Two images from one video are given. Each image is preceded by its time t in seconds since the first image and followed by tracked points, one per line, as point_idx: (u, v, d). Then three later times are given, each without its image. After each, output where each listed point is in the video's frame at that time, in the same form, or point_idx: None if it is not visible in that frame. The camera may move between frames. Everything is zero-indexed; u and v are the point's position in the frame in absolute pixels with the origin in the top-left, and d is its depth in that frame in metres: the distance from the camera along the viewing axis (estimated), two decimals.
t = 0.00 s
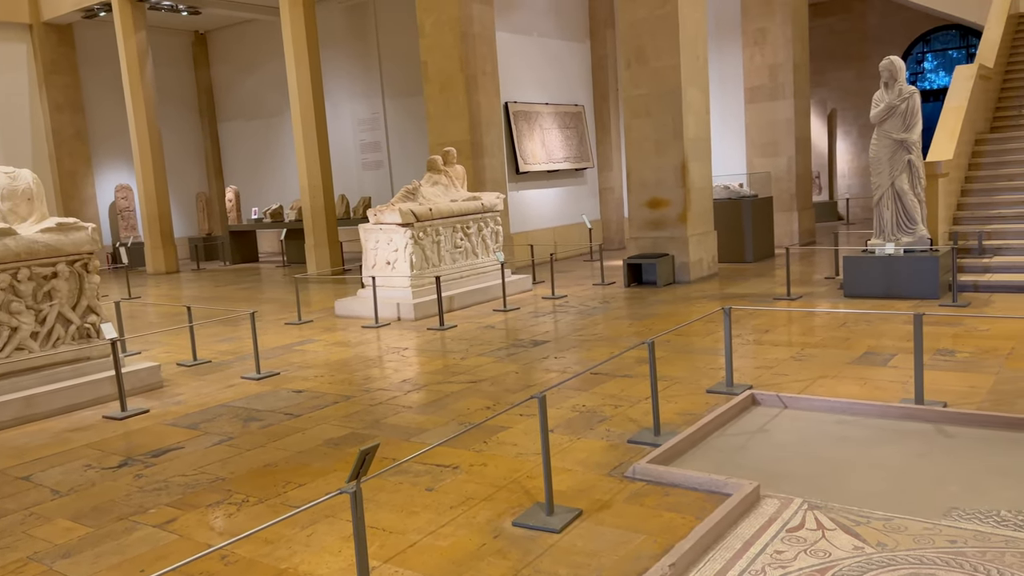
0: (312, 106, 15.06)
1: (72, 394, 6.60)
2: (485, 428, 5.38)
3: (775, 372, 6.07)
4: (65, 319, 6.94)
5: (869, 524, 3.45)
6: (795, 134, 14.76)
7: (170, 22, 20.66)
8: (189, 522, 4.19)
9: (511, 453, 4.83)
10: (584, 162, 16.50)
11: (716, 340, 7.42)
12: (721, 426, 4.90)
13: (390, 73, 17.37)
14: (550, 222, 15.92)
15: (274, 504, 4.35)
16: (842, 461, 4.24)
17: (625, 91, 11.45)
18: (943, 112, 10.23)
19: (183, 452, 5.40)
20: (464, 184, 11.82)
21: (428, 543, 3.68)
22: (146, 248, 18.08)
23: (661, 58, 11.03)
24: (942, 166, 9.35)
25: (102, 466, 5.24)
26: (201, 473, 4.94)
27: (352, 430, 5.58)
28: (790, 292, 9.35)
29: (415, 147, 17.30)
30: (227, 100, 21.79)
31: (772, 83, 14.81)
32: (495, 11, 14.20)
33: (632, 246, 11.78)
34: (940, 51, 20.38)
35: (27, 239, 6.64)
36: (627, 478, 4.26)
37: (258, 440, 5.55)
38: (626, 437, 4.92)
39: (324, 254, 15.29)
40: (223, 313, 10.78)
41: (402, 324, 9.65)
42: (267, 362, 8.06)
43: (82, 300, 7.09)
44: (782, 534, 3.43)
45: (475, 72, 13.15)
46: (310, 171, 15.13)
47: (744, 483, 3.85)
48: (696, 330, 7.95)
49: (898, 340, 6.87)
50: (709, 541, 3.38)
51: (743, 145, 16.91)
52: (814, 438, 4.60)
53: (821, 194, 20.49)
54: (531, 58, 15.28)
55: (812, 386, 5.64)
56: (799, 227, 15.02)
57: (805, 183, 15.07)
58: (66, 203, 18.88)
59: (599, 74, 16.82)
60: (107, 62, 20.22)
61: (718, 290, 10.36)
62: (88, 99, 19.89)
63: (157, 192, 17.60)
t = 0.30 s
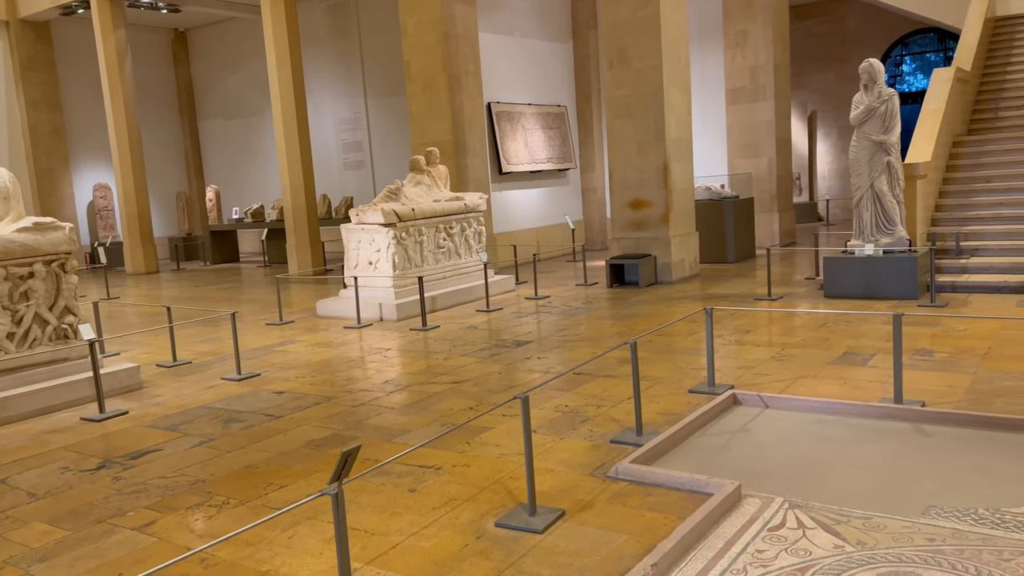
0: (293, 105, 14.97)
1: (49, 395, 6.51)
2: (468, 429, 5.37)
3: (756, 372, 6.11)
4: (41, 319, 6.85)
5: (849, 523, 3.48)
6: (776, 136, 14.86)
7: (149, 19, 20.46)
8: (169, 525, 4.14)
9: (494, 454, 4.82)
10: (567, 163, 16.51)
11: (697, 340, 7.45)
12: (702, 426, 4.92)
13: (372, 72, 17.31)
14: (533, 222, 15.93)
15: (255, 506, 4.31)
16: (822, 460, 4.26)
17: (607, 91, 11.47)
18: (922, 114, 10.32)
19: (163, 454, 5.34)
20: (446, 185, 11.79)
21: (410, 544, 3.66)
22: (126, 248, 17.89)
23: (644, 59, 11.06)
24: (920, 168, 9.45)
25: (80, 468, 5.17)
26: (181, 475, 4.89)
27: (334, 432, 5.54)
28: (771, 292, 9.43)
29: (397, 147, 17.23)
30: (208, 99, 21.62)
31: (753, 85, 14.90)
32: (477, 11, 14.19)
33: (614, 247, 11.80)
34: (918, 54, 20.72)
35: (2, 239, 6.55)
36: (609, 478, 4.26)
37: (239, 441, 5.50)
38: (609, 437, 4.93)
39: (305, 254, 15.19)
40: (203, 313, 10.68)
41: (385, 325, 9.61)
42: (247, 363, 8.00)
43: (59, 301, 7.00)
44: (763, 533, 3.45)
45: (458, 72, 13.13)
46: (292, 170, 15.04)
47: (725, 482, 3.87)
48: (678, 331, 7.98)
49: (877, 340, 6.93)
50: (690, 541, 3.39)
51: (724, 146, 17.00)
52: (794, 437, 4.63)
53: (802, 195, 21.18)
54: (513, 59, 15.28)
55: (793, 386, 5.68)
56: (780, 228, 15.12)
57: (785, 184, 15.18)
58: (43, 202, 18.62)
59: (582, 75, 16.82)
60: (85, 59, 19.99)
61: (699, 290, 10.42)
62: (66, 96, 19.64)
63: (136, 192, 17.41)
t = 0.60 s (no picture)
0: (274, 104, 14.86)
1: (23, 397, 6.42)
2: (449, 430, 5.35)
3: (736, 372, 6.15)
4: (16, 320, 6.75)
5: (827, 522, 3.50)
6: (756, 138, 14.97)
7: (127, 17, 20.24)
8: (146, 528, 4.09)
9: (475, 454, 4.81)
10: (548, 163, 16.52)
11: (678, 340, 7.48)
12: (683, 425, 4.94)
13: (353, 72, 17.23)
14: (514, 222, 15.93)
15: (234, 508, 4.28)
16: (801, 460, 4.29)
17: (589, 92, 11.49)
18: (899, 116, 10.43)
19: (140, 456, 5.28)
20: (428, 185, 11.76)
21: (391, 546, 3.64)
22: (103, 249, 17.67)
23: (625, 60, 11.10)
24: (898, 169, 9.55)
25: (55, 471, 5.10)
26: (158, 478, 4.84)
27: (314, 433, 5.50)
28: (751, 293, 9.50)
29: (378, 146, 17.14)
30: (186, 98, 21.41)
31: (734, 87, 15.00)
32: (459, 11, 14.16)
33: (596, 248, 11.82)
34: (896, 57, 20.89)
35: None
36: (591, 478, 4.26)
37: (218, 443, 5.45)
38: (590, 437, 4.94)
39: (285, 254, 15.09)
40: (181, 314, 10.58)
41: (365, 325, 9.57)
42: (226, 364, 7.93)
43: (34, 301, 6.89)
44: (743, 533, 3.46)
45: (439, 73, 13.09)
46: (272, 170, 14.93)
47: (705, 482, 3.88)
48: (659, 331, 8.00)
49: (855, 340, 7.00)
50: (671, 540, 3.40)
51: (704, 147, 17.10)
52: (774, 437, 4.66)
53: (781, 196, 20.92)
54: (495, 59, 15.27)
55: (772, 386, 5.72)
56: (759, 229, 15.22)
57: (765, 186, 15.28)
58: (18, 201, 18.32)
59: (564, 75, 16.81)
60: (62, 57, 19.72)
61: (680, 290, 10.49)
62: (42, 94, 19.37)
63: (114, 191, 17.20)
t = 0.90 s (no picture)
0: (253, 104, 14.75)
1: None
2: (430, 431, 5.33)
3: (716, 372, 6.18)
4: None
5: (805, 521, 3.53)
6: (735, 139, 15.06)
7: (104, 15, 20.01)
8: (123, 531, 4.04)
9: (456, 455, 4.80)
10: (530, 164, 16.52)
11: (658, 341, 7.52)
12: (663, 425, 4.96)
13: (333, 71, 17.14)
14: (495, 223, 15.92)
15: (212, 510, 4.23)
16: (780, 459, 4.32)
17: (570, 93, 11.51)
18: (876, 118, 10.54)
19: (117, 459, 5.21)
20: (409, 185, 11.71)
21: (372, 548, 3.62)
22: (79, 249, 17.45)
23: (605, 61, 11.13)
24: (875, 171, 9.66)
25: (30, 474, 5.02)
26: (135, 480, 4.78)
27: (293, 435, 5.47)
28: (731, 293, 9.55)
29: (359, 146, 17.06)
30: (164, 96, 21.21)
31: (713, 89, 15.10)
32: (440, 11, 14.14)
33: (576, 249, 11.83)
34: (874, 60, 21.14)
35: None
36: (571, 479, 4.27)
37: (196, 445, 5.39)
38: (571, 437, 4.95)
39: (265, 255, 14.98)
40: (159, 314, 10.47)
41: (346, 326, 9.52)
42: (205, 365, 7.85)
43: (8, 302, 6.78)
44: (723, 532, 3.48)
45: (420, 73, 13.05)
46: (252, 170, 14.82)
47: (686, 482, 3.90)
48: (640, 332, 8.03)
49: (834, 341, 7.06)
50: (652, 540, 3.41)
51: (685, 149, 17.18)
52: (753, 437, 4.68)
53: (760, 198, 21.02)
54: (475, 59, 15.26)
55: (752, 386, 5.76)
56: (739, 230, 15.31)
57: (744, 187, 15.37)
58: None
59: (545, 76, 16.81)
60: (37, 54, 19.47)
61: (661, 291, 10.53)
62: (17, 92, 19.11)
63: (90, 190, 17.00)
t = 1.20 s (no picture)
0: (232, 103, 14.63)
1: None
2: (411, 432, 5.31)
3: (696, 372, 6.21)
4: None
5: (785, 520, 3.55)
6: (715, 141, 15.16)
7: (80, 12, 19.76)
8: (99, 535, 3.99)
9: (437, 456, 4.78)
10: (511, 164, 16.52)
11: (639, 341, 7.55)
12: (644, 426, 4.97)
13: (313, 70, 17.04)
14: (477, 223, 15.90)
15: (191, 513, 4.19)
16: (760, 459, 4.34)
17: (551, 94, 11.53)
18: (854, 120, 10.65)
19: (93, 461, 5.14)
20: (390, 185, 11.67)
21: (352, 550, 3.60)
22: (54, 249, 17.21)
23: (586, 62, 11.16)
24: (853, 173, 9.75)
25: (3, 477, 4.94)
26: (112, 483, 4.72)
27: (273, 436, 5.42)
28: (711, 294, 9.60)
29: (339, 146, 16.97)
30: (142, 95, 20.98)
31: (693, 90, 15.18)
32: (421, 11, 14.11)
33: (558, 249, 11.84)
34: (851, 63, 21.29)
35: None
36: (552, 480, 4.27)
37: (174, 447, 5.34)
38: (553, 437, 4.95)
39: (244, 255, 14.86)
40: (136, 315, 10.35)
41: (326, 327, 9.46)
42: (183, 366, 7.77)
43: None
44: (703, 531, 3.50)
45: (401, 72, 13.01)
46: (230, 169, 14.70)
47: (666, 482, 3.91)
48: (620, 332, 8.05)
49: (812, 341, 7.12)
50: (633, 540, 3.42)
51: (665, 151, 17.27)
52: (733, 437, 4.71)
53: (739, 199, 21.35)
54: (457, 60, 15.24)
55: (731, 386, 5.79)
56: (719, 230, 15.41)
57: (724, 188, 15.46)
58: None
59: (525, 77, 16.81)
60: (10, 51, 19.19)
61: (641, 291, 10.56)
62: None
63: (66, 189, 16.77)
